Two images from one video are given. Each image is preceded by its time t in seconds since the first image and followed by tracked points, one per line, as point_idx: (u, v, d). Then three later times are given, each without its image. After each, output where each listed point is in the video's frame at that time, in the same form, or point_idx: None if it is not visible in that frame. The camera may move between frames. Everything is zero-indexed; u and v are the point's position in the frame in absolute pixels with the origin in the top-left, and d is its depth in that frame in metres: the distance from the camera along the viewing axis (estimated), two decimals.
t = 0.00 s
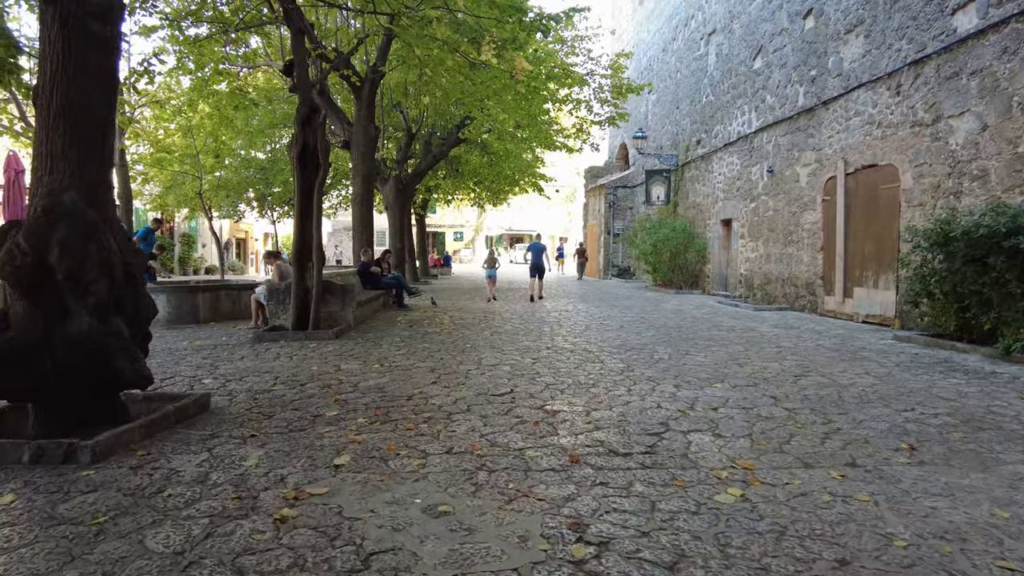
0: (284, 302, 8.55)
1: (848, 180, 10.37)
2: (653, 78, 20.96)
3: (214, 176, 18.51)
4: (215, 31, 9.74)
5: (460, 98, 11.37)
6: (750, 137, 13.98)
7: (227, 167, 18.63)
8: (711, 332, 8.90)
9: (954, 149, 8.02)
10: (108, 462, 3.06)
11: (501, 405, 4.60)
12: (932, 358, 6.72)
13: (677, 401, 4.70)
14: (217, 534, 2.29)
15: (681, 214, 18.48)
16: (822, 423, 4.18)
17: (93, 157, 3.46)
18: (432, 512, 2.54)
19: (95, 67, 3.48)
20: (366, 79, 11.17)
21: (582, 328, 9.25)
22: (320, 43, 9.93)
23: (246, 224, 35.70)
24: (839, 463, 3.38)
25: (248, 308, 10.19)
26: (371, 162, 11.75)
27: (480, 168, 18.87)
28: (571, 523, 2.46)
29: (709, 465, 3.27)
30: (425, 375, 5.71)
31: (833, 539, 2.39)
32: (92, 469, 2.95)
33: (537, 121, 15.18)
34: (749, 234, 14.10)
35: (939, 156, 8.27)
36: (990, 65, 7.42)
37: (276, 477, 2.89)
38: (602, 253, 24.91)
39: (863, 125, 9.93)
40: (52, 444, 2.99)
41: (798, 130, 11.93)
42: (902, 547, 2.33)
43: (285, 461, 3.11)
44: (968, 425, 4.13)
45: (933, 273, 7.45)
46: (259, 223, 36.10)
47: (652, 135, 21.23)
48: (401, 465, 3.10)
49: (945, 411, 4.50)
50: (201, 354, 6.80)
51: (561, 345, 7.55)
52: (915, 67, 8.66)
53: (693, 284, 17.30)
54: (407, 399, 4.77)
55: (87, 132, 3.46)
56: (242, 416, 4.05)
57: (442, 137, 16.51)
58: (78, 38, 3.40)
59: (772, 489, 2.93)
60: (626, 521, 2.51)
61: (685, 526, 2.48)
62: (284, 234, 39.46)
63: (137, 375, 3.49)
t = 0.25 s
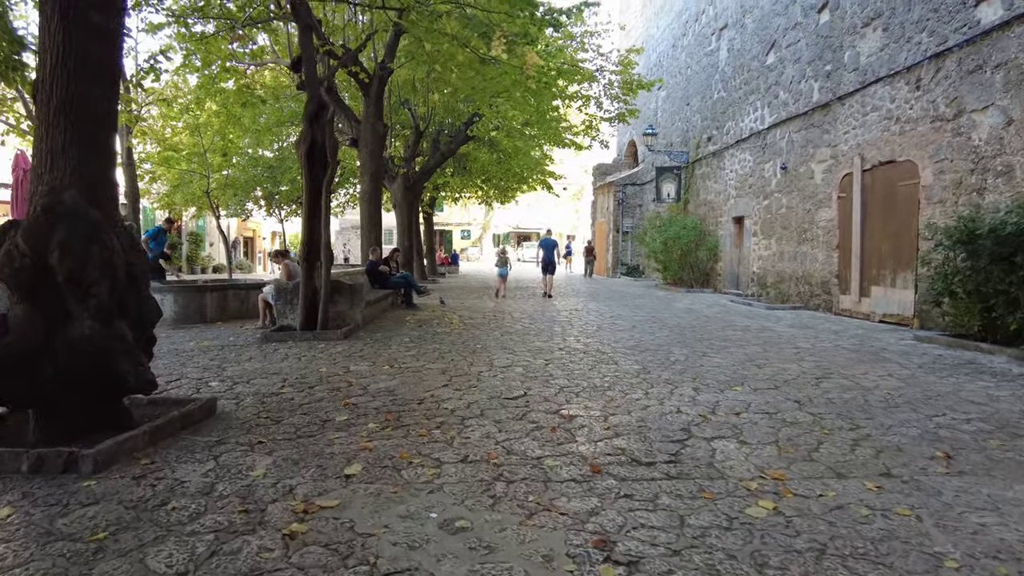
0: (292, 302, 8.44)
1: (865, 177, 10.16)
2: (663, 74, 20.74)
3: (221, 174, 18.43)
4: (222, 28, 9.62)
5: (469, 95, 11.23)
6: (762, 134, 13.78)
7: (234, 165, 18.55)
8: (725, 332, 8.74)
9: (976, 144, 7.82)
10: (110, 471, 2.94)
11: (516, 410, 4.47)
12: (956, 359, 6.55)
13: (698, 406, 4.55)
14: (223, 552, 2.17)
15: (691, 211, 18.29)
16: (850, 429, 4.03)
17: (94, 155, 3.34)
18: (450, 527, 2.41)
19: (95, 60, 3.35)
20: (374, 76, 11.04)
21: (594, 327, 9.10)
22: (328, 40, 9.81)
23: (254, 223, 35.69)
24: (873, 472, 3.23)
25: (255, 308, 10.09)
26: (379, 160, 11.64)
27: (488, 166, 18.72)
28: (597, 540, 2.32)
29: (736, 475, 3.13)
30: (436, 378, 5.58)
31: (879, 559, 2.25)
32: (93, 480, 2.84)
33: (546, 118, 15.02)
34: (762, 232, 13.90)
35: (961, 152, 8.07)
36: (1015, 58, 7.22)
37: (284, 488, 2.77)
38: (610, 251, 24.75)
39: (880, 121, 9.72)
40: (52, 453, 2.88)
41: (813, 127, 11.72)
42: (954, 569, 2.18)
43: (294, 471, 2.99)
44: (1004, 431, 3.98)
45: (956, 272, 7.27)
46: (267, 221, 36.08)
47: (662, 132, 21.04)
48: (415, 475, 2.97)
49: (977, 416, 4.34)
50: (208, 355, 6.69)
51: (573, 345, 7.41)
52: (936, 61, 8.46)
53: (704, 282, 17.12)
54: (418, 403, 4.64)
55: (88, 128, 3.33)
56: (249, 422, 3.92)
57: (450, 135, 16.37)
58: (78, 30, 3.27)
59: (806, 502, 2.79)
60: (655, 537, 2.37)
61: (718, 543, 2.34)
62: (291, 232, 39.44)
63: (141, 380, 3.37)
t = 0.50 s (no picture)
0: (297, 300, 8.33)
1: (876, 172, 10.02)
2: (668, 70, 20.57)
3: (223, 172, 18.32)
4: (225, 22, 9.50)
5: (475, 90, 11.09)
6: (770, 129, 13.64)
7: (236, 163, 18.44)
8: (735, 330, 8.62)
9: (993, 139, 7.69)
10: (113, 476, 2.82)
11: (529, 410, 4.35)
12: (973, 358, 6.42)
13: (716, 407, 4.42)
14: (233, 564, 2.05)
15: (697, 208, 18.15)
16: (876, 430, 3.90)
17: (95, 147, 3.23)
18: (471, 536, 2.29)
19: (96, 49, 3.23)
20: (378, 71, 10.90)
21: (602, 325, 8.98)
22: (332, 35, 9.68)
23: (256, 221, 35.60)
24: (906, 475, 3.11)
25: (259, 305, 9.98)
26: (383, 156, 11.52)
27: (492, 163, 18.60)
28: (626, 550, 2.21)
29: (764, 478, 3.02)
30: (445, 377, 5.47)
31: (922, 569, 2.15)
32: (95, 485, 2.72)
33: (550, 115, 14.89)
34: (770, 229, 13.77)
35: (977, 147, 7.93)
36: None
37: (295, 493, 2.65)
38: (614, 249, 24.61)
39: (892, 115, 9.58)
40: (53, 456, 2.76)
41: (822, 122, 11.58)
42: None
43: (305, 475, 2.87)
44: None
45: (972, 268, 7.14)
46: (269, 219, 35.97)
47: (667, 128, 20.89)
48: (430, 480, 2.86)
49: (1005, 416, 4.21)
50: (212, 354, 6.58)
51: (583, 344, 7.29)
52: (950, 54, 8.31)
53: (710, 280, 16.99)
54: (428, 403, 4.53)
55: (89, 120, 3.21)
56: (256, 423, 3.81)
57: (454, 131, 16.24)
58: (79, 17, 3.15)
59: (840, 507, 2.67)
60: (687, 546, 2.25)
61: (754, 552, 2.22)
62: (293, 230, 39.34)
63: (145, 380, 3.25)
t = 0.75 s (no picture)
0: (291, 301, 8.18)
1: (875, 173, 9.98)
2: (663, 70, 20.53)
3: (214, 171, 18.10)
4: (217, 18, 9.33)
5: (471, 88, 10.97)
6: (767, 129, 13.60)
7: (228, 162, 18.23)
8: (735, 331, 8.54)
9: (994, 139, 7.65)
10: (105, 486, 2.68)
11: (535, 414, 4.24)
12: (977, 359, 6.37)
13: (726, 411, 4.33)
14: None
15: (692, 209, 18.11)
16: (890, 433, 3.82)
17: (86, 141, 3.09)
18: (486, 550, 2.17)
19: (89, 39, 3.10)
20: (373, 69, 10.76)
21: (601, 326, 8.89)
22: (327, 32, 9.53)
23: (247, 221, 35.32)
24: (928, 481, 3.02)
25: (252, 306, 9.82)
26: (378, 156, 11.39)
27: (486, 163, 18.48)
28: (650, 564, 2.10)
29: (783, 485, 2.92)
30: (445, 379, 5.35)
31: None
32: (86, 496, 2.58)
33: (546, 114, 14.79)
34: (766, 229, 13.74)
35: (978, 147, 7.89)
36: None
37: (299, 503, 2.53)
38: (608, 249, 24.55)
39: (891, 115, 9.53)
40: (40, 466, 2.62)
41: (820, 122, 11.53)
42: None
43: (307, 484, 2.75)
44: None
45: (975, 269, 7.08)
46: (260, 219, 35.69)
47: (662, 128, 20.84)
48: (439, 489, 2.74)
49: (1019, 419, 4.14)
50: (206, 356, 6.43)
51: (584, 345, 7.19)
52: (952, 54, 8.27)
53: (705, 280, 16.95)
54: (430, 407, 4.41)
55: (81, 112, 3.08)
56: (253, 428, 3.68)
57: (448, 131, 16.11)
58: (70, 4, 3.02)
59: (866, 515, 2.58)
60: (714, 559, 2.15)
61: (783, 564, 2.13)
62: (284, 231, 39.05)
63: (138, 385, 3.11)
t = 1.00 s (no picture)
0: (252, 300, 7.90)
1: (836, 174, 10.20)
2: (626, 71, 20.68)
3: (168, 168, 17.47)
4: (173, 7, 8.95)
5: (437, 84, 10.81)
6: (729, 131, 13.80)
7: (182, 158, 17.62)
8: (703, 329, 8.60)
9: (951, 141, 7.87)
10: (55, 501, 2.47)
11: (513, 415, 4.14)
12: (937, 354, 6.53)
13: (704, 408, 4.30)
14: None
15: (655, 209, 18.27)
16: (867, 429, 3.84)
17: (35, 128, 2.86)
18: (479, 559, 2.06)
19: (38, 18, 2.88)
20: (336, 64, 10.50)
21: (570, 325, 8.85)
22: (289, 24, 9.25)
23: (202, 220, 34.31)
24: (911, 475, 3.03)
25: (210, 307, 9.46)
26: (341, 152, 11.13)
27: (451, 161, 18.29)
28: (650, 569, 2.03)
29: (771, 482, 2.89)
30: (418, 380, 5.21)
31: None
32: (35, 512, 2.37)
33: (511, 113, 14.70)
34: (728, 229, 13.94)
35: (935, 149, 8.11)
36: (990, 56, 7.28)
37: (274, 514, 2.37)
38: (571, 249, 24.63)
39: (852, 117, 9.76)
40: None
41: (781, 124, 11.74)
42: None
43: (280, 492, 2.59)
44: (1016, 427, 3.87)
45: (933, 267, 7.27)
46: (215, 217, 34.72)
47: (625, 129, 20.99)
48: (421, 494, 2.61)
49: (986, 412, 4.22)
50: (163, 359, 6.13)
51: (555, 344, 7.12)
52: (910, 58, 8.49)
53: (668, 280, 17.14)
54: (404, 409, 4.27)
55: (30, 96, 2.85)
56: (217, 434, 3.48)
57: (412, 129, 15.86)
58: None
59: (857, 511, 2.55)
60: (713, 561, 2.09)
61: (784, 565, 2.07)
62: (241, 230, 38.06)
63: (90, 390, 2.89)
